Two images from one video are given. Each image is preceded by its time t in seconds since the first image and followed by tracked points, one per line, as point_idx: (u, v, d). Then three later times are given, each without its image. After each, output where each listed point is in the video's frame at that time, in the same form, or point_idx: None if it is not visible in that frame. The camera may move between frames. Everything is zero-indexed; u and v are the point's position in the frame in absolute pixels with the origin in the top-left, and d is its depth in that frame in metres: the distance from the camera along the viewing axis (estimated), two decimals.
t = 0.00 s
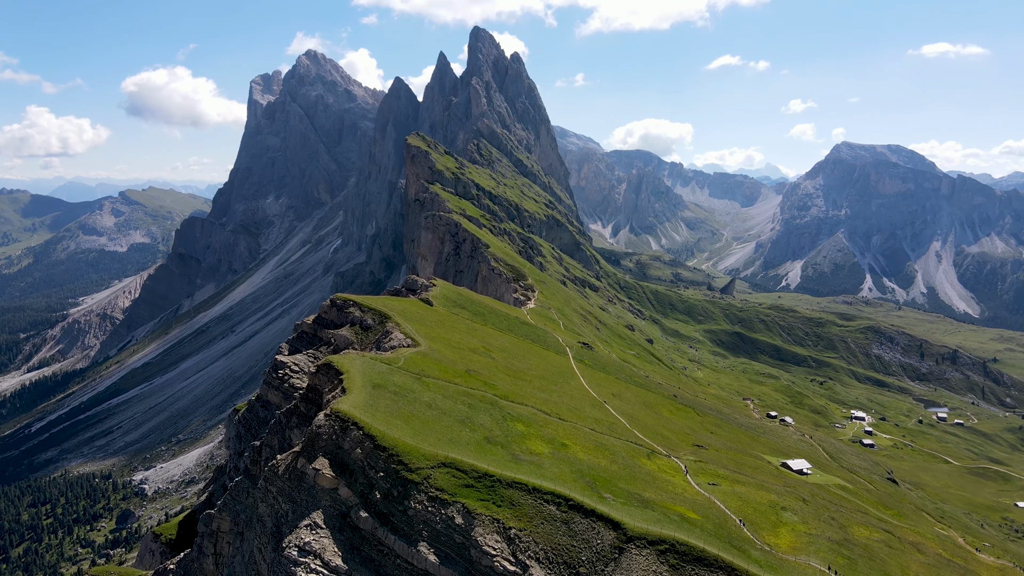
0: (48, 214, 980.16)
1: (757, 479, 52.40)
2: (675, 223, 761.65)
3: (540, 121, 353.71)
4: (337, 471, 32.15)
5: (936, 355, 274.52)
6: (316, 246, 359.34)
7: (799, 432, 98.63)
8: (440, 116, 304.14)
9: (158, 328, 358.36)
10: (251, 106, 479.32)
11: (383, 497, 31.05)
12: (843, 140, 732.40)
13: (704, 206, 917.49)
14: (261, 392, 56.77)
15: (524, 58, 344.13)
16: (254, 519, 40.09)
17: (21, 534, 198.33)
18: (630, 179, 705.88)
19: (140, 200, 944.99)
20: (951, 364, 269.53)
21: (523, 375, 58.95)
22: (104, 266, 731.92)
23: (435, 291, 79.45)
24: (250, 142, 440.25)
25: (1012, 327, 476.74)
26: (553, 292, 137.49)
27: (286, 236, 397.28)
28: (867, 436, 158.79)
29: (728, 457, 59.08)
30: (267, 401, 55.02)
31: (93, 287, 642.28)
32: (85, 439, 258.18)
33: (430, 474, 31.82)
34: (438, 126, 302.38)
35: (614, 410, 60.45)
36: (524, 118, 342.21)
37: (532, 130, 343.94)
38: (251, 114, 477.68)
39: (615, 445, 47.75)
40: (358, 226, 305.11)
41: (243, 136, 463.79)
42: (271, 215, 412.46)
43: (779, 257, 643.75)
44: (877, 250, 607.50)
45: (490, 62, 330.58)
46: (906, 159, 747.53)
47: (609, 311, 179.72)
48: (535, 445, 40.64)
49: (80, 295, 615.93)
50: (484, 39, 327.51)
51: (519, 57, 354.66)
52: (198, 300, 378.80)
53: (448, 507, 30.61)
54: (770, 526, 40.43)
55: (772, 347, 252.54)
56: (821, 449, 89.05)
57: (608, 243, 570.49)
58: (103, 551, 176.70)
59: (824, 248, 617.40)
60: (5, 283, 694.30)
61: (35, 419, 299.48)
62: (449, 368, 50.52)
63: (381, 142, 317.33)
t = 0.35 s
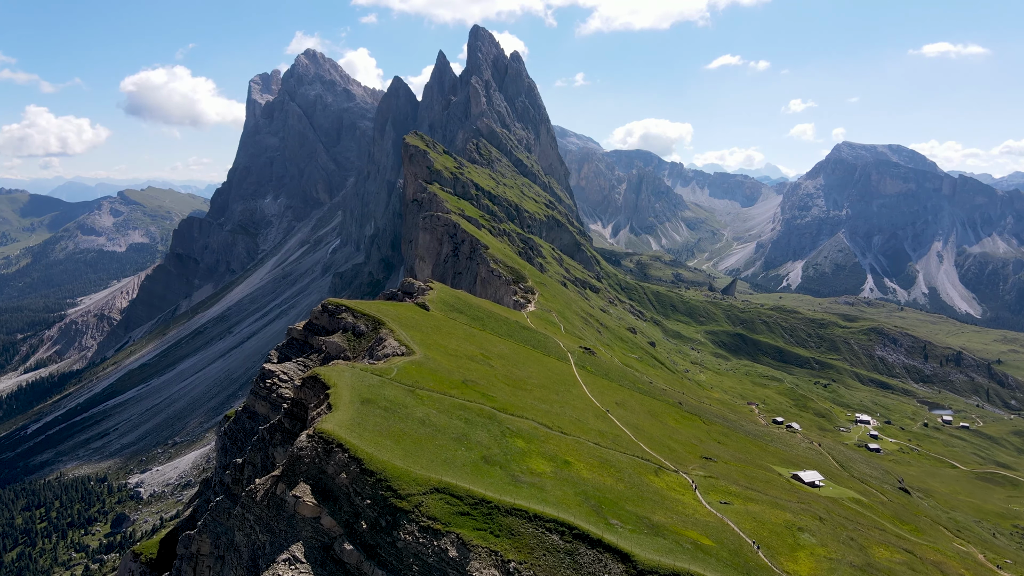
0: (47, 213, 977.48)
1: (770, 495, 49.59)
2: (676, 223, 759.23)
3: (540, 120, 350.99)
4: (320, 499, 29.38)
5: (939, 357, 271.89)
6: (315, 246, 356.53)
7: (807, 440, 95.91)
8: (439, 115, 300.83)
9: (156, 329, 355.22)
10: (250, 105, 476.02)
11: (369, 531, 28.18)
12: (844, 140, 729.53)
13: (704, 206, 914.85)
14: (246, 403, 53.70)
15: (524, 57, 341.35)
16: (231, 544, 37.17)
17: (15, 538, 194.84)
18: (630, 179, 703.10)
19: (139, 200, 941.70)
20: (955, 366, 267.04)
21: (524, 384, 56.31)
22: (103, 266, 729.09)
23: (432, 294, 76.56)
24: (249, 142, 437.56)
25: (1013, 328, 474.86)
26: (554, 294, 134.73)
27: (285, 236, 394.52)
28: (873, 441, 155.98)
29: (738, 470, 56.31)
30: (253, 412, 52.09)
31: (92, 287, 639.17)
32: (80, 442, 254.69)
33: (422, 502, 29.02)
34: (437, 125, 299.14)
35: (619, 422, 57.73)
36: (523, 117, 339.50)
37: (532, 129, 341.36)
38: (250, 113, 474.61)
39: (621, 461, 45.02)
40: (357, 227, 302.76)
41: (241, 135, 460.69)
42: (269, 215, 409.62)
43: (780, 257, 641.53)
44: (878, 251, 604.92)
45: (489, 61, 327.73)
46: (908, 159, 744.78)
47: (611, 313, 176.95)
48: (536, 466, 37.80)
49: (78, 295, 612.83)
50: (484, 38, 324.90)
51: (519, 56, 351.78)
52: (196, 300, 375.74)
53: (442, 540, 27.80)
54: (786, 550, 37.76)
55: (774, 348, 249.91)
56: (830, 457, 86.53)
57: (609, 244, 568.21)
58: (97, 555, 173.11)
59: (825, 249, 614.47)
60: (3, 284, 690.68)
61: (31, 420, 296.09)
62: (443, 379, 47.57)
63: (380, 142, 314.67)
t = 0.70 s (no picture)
0: (46, 213, 974.35)
1: (784, 513, 46.70)
2: (676, 223, 756.85)
3: (540, 120, 348.22)
4: (300, 531, 26.55)
5: (944, 359, 269.24)
6: (314, 247, 353.68)
7: (816, 448, 93.03)
8: (439, 114, 297.77)
9: (154, 329, 352.08)
10: (249, 105, 473.06)
11: (352, 569, 25.34)
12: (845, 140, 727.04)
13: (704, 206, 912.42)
14: (231, 413, 50.78)
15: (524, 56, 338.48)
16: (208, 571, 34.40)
17: (9, 543, 191.23)
18: (630, 179, 700.61)
19: (138, 201, 938.91)
20: (959, 368, 264.42)
21: (524, 394, 53.54)
22: (101, 266, 725.88)
23: (428, 299, 73.73)
24: (247, 142, 434.63)
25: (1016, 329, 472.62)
26: (555, 297, 131.90)
27: (283, 237, 391.62)
28: (879, 445, 153.10)
29: (749, 485, 53.50)
30: (239, 424, 49.21)
31: (90, 287, 635.91)
32: (77, 444, 251.32)
33: (412, 535, 26.21)
34: (437, 125, 296.13)
35: (624, 434, 54.91)
36: (523, 116, 336.79)
37: (532, 129, 338.65)
38: (248, 113, 471.45)
39: (628, 479, 42.25)
40: (356, 227, 300.25)
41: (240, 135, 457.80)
42: (268, 215, 406.74)
43: (781, 257, 639.34)
44: (879, 251, 602.23)
45: (489, 60, 324.82)
46: (909, 159, 742.02)
47: (612, 315, 174.15)
48: (539, 489, 34.95)
49: (77, 295, 609.80)
50: (483, 37, 322.18)
51: (518, 55, 348.83)
52: (194, 301, 372.80)
53: None
54: None
55: (777, 350, 247.16)
56: (840, 466, 83.79)
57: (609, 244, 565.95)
58: (91, 560, 169.27)
59: (826, 249, 611.49)
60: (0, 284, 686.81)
61: (28, 422, 292.79)
62: (438, 390, 44.73)
63: (380, 142, 311.83)
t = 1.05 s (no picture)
0: (45, 213, 970.99)
1: (803, 536, 43.68)
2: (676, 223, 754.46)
3: (540, 119, 345.42)
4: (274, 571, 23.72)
5: (948, 360, 266.32)
6: (313, 247, 350.92)
7: (825, 456, 90.10)
8: (438, 113, 294.94)
9: (152, 330, 348.94)
10: (247, 104, 470.29)
11: None
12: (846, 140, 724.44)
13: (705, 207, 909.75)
14: (215, 427, 47.87)
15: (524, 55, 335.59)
16: None
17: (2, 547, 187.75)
18: (631, 179, 698.28)
19: (137, 201, 935.75)
20: (964, 370, 261.53)
21: (525, 407, 50.72)
22: (99, 266, 722.57)
23: (425, 303, 70.88)
24: (246, 142, 431.86)
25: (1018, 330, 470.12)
26: (556, 299, 129.01)
27: (281, 237, 388.67)
28: (885, 450, 150.11)
29: (761, 501, 50.68)
30: (224, 438, 46.39)
31: (88, 288, 632.78)
32: (72, 446, 248.04)
33: None
34: (436, 124, 293.32)
35: (630, 447, 52.13)
36: (523, 116, 333.98)
37: (532, 128, 335.93)
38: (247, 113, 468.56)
39: (635, 500, 39.43)
40: (355, 228, 297.35)
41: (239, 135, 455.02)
42: (266, 216, 403.96)
43: (782, 258, 636.66)
44: (881, 251, 599.39)
45: (489, 59, 322.03)
46: (910, 159, 738.92)
47: (613, 317, 171.28)
48: (541, 516, 32.14)
49: (75, 296, 606.75)
50: (483, 36, 319.50)
51: (518, 54, 345.85)
52: (192, 302, 369.93)
53: None
54: None
55: (780, 352, 244.38)
56: (852, 476, 80.74)
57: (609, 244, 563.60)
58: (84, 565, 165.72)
59: (827, 249, 608.48)
60: None
61: (24, 424, 289.54)
62: (434, 405, 41.87)
63: (378, 141, 308.93)
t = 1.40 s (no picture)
0: (43, 214, 967.53)
1: (823, 561, 40.73)
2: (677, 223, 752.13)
3: (541, 119, 342.77)
4: None
5: (952, 363, 263.66)
6: (311, 248, 348.12)
7: (835, 465, 87.24)
8: (437, 113, 292.21)
9: (149, 332, 345.71)
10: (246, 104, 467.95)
11: None
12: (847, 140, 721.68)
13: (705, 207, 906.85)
14: (197, 441, 45.16)
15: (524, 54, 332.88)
16: None
17: None
18: (631, 179, 696.05)
19: (136, 201, 932.45)
20: (968, 372, 258.71)
21: (526, 419, 47.94)
22: (98, 267, 718.97)
23: (421, 308, 68.12)
24: (245, 141, 429.21)
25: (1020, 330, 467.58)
26: (556, 302, 126.27)
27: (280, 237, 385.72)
28: (891, 455, 147.49)
29: (776, 520, 47.88)
30: (207, 454, 43.86)
31: (86, 288, 629.47)
32: (68, 449, 244.66)
33: None
34: (435, 123, 290.58)
35: (637, 462, 49.38)
36: (523, 115, 331.39)
37: (532, 128, 333.29)
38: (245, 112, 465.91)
39: (644, 524, 36.65)
40: (353, 228, 294.38)
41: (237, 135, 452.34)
42: (264, 216, 401.07)
43: (783, 258, 634.14)
44: (882, 251, 596.65)
45: (489, 59, 319.44)
46: (911, 159, 736.07)
47: (614, 319, 168.54)
48: (543, 547, 29.37)
49: (73, 297, 603.24)
50: (483, 35, 316.80)
51: (518, 53, 343.07)
52: (190, 303, 366.96)
53: None
54: None
55: (783, 354, 241.65)
56: (864, 487, 77.80)
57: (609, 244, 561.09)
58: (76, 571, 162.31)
59: (828, 250, 606.10)
60: None
61: (20, 426, 286.19)
62: (427, 421, 39.02)
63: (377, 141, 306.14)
